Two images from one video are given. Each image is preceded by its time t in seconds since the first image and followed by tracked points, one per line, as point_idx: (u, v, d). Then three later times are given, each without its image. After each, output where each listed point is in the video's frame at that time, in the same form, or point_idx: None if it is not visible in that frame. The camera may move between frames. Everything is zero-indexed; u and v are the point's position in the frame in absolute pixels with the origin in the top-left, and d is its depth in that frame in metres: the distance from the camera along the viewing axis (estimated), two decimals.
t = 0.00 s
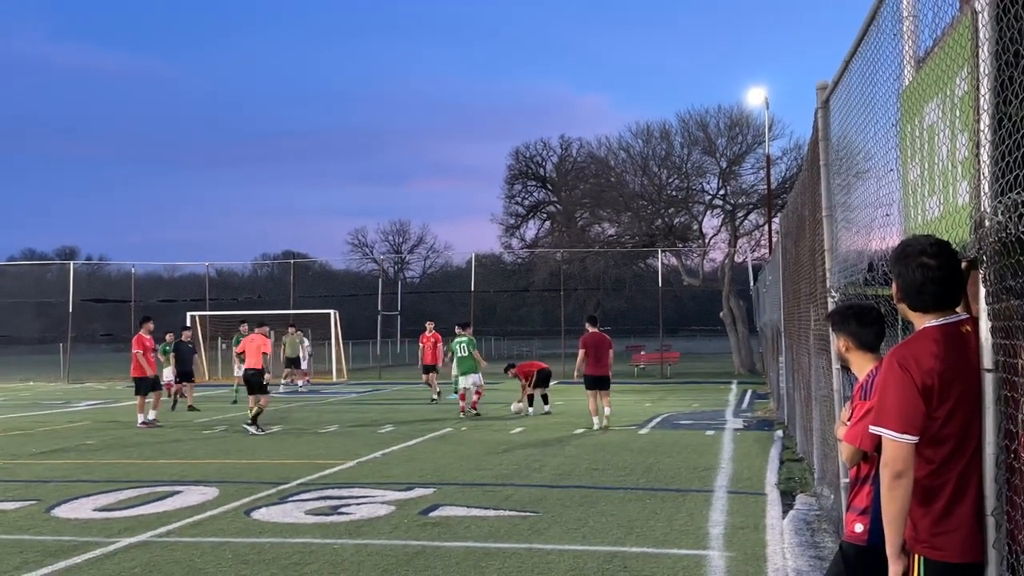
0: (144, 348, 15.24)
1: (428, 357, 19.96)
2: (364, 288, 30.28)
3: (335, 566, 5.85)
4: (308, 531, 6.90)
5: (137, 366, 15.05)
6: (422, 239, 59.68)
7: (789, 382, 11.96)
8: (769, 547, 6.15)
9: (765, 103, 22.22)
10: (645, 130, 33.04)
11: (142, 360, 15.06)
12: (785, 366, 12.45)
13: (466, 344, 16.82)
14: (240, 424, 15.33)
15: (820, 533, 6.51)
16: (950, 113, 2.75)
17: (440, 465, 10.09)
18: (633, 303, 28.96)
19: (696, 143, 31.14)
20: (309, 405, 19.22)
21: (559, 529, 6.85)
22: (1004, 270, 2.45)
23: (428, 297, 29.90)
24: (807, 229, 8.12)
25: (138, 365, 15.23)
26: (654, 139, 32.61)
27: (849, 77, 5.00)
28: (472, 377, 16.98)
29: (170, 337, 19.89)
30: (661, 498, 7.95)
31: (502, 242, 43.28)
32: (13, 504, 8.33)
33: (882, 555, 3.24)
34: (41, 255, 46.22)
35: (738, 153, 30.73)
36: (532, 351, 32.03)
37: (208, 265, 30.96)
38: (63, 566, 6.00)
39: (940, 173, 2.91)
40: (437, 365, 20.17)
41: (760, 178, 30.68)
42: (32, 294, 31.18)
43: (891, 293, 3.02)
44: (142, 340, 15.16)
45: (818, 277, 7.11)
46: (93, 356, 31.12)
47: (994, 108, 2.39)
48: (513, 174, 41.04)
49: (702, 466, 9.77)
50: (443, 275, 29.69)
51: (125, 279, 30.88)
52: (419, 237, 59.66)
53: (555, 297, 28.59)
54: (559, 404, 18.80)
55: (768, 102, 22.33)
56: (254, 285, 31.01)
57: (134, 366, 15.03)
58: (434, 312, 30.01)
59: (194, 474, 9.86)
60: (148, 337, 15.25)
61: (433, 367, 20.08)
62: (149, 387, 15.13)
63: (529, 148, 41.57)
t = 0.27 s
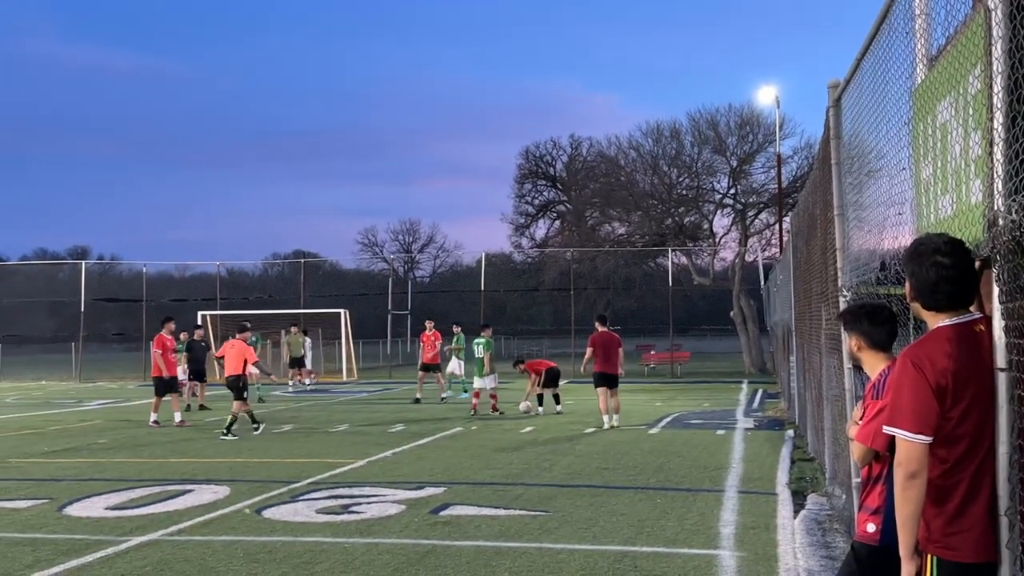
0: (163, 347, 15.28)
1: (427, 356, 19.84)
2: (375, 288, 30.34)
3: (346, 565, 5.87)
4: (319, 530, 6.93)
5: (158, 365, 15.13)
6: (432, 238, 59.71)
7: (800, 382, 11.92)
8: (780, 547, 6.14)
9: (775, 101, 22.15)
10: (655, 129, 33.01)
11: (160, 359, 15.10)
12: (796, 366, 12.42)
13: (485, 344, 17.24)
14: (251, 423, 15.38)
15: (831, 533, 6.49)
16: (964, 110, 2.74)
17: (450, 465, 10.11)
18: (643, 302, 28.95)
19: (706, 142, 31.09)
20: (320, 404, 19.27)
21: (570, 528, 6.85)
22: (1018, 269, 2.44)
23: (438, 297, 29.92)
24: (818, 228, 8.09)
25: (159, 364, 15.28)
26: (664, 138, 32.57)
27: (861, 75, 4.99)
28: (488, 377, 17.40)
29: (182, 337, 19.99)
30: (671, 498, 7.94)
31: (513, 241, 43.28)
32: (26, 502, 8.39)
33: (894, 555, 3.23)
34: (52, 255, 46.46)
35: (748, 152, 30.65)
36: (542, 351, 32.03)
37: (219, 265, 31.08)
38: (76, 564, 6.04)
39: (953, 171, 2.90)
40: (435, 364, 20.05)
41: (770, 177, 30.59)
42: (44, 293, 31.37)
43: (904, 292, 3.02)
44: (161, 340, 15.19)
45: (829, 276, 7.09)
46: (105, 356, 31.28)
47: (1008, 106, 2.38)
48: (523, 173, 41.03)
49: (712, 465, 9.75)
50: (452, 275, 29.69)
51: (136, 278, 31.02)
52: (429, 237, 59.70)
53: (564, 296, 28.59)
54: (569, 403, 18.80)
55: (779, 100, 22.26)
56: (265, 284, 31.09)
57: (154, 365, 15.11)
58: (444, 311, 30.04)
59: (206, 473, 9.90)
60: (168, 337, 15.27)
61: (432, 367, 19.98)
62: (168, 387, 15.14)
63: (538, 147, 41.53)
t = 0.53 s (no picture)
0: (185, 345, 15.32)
1: (427, 355, 19.76)
2: (386, 287, 30.40)
3: (359, 564, 5.89)
4: (332, 529, 6.95)
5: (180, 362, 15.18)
6: (443, 237, 59.74)
7: (812, 382, 11.89)
8: (792, 547, 6.12)
9: (787, 100, 22.08)
10: (666, 128, 32.96)
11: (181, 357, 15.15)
12: (808, 365, 12.38)
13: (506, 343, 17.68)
14: (263, 423, 15.44)
15: (844, 533, 6.47)
16: (977, 110, 2.73)
17: (461, 464, 10.13)
18: (655, 302, 28.92)
19: (718, 142, 31.02)
20: (331, 404, 19.33)
21: (582, 527, 6.86)
22: None
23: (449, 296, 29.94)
24: (831, 228, 8.06)
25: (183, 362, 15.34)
26: (676, 137, 32.52)
27: (874, 75, 4.97)
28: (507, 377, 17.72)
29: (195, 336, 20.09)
30: (683, 498, 7.94)
31: (524, 241, 43.26)
32: (41, 501, 8.46)
33: (907, 556, 3.22)
34: (66, 254, 46.72)
35: (760, 151, 30.55)
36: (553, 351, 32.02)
37: (232, 265, 31.20)
38: (91, 563, 6.09)
39: (966, 171, 2.89)
40: (434, 362, 20.00)
41: (783, 177, 30.48)
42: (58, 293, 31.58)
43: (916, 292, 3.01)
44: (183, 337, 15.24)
45: (842, 275, 7.06)
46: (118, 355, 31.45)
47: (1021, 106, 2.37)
48: (535, 172, 41.01)
49: (724, 465, 9.74)
50: (464, 274, 29.67)
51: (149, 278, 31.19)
52: (440, 236, 59.72)
53: (576, 295, 28.59)
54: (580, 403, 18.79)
55: (791, 98, 22.20)
56: (277, 284, 31.18)
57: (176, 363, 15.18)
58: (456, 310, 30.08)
59: (218, 472, 9.96)
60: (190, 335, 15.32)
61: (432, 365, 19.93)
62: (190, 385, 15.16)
63: (550, 146, 41.49)
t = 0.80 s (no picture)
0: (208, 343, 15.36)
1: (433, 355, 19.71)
2: (401, 286, 30.47)
3: (374, 562, 5.92)
4: (348, 527, 6.99)
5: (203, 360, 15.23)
6: (459, 237, 59.78)
7: (829, 381, 11.84)
8: (809, 547, 6.10)
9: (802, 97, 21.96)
10: (682, 127, 32.87)
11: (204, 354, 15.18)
12: (824, 365, 12.32)
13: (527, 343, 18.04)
14: (279, 422, 15.52)
15: (861, 533, 6.43)
16: (994, 108, 2.72)
17: (477, 463, 10.16)
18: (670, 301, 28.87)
19: (733, 140, 30.90)
20: (347, 403, 19.40)
21: (597, 526, 6.86)
22: None
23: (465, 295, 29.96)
24: (848, 227, 8.02)
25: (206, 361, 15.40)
26: (692, 136, 32.42)
27: (891, 73, 4.95)
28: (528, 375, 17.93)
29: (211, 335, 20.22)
30: (698, 497, 7.92)
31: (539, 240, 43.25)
32: (59, 499, 8.55)
33: (924, 556, 3.21)
34: (85, 254, 47.09)
35: (777, 149, 30.41)
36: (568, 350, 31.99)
37: (248, 264, 31.34)
38: (109, 560, 6.15)
39: (983, 169, 2.87)
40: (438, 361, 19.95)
41: (799, 175, 30.32)
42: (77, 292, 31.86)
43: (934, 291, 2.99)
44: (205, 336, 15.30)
45: (859, 274, 7.03)
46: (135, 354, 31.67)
47: None
48: (550, 171, 40.98)
49: (740, 464, 9.71)
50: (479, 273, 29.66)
51: (166, 277, 31.41)
52: (455, 235, 59.76)
53: (591, 295, 28.57)
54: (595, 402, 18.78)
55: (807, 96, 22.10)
56: (293, 283, 31.31)
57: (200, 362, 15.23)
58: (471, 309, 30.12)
59: (235, 470, 10.03)
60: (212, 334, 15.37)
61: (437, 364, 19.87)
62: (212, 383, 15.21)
63: (565, 145, 41.43)
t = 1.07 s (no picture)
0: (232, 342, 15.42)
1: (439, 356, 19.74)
2: (419, 285, 30.53)
3: (392, 560, 5.94)
4: (365, 525, 7.02)
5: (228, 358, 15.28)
6: (476, 236, 59.83)
7: (848, 380, 11.76)
8: (828, 547, 6.06)
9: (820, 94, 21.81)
10: (699, 125, 32.76)
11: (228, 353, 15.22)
12: (843, 364, 12.22)
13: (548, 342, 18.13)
14: (297, 420, 15.59)
15: (881, 533, 6.39)
16: (1016, 104, 2.69)
17: (494, 462, 10.17)
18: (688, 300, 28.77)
19: (751, 138, 30.76)
20: (364, 401, 19.46)
21: (614, 525, 6.86)
22: None
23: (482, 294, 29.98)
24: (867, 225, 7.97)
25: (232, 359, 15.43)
26: (709, 134, 32.31)
27: (910, 69, 4.92)
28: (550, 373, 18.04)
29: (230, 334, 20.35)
30: (716, 496, 7.89)
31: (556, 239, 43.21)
32: (80, 497, 8.63)
33: (944, 555, 3.19)
34: (104, 254, 47.46)
35: (795, 147, 30.24)
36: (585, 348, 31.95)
37: (266, 263, 31.48)
38: (129, 557, 6.20)
39: (1005, 166, 2.84)
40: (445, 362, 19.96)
41: (818, 173, 30.12)
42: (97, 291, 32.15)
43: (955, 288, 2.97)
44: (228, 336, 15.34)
45: (878, 271, 6.97)
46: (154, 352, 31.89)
47: None
48: (567, 170, 40.91)
49: (757, 463, 9.67)
50: (496, 272, 29.70)
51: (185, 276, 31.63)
52: (472, 234, 59.79)
53: (607, 293, 28.54)
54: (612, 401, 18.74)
55: (825, 94, 21.95)
56: (311, 283, 31.45)
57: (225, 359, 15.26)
58: (488, 308, 30.16)
59: (253, 468, 10.09)
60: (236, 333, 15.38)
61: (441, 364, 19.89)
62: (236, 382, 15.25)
63: (582, 144, 41.35)
